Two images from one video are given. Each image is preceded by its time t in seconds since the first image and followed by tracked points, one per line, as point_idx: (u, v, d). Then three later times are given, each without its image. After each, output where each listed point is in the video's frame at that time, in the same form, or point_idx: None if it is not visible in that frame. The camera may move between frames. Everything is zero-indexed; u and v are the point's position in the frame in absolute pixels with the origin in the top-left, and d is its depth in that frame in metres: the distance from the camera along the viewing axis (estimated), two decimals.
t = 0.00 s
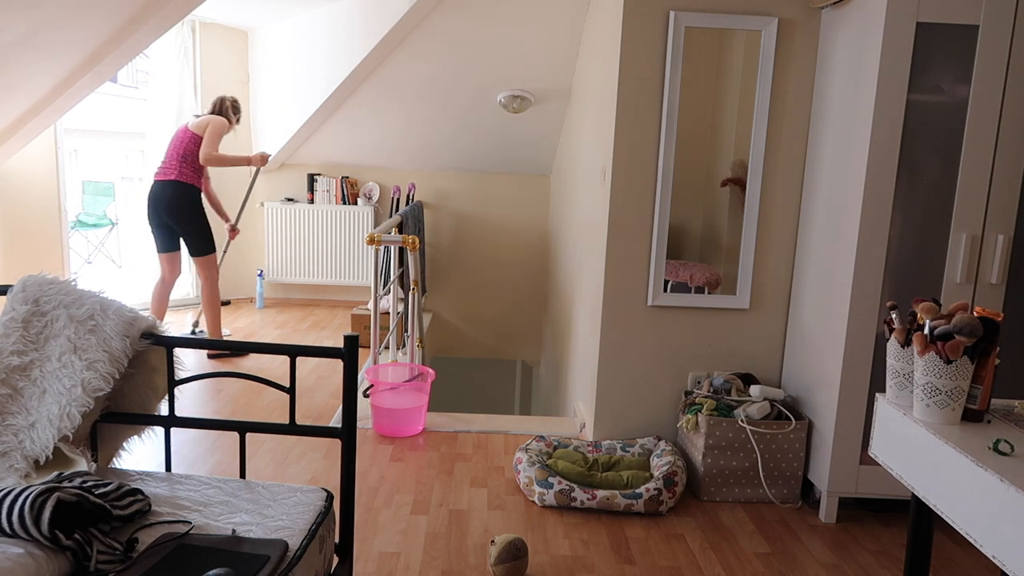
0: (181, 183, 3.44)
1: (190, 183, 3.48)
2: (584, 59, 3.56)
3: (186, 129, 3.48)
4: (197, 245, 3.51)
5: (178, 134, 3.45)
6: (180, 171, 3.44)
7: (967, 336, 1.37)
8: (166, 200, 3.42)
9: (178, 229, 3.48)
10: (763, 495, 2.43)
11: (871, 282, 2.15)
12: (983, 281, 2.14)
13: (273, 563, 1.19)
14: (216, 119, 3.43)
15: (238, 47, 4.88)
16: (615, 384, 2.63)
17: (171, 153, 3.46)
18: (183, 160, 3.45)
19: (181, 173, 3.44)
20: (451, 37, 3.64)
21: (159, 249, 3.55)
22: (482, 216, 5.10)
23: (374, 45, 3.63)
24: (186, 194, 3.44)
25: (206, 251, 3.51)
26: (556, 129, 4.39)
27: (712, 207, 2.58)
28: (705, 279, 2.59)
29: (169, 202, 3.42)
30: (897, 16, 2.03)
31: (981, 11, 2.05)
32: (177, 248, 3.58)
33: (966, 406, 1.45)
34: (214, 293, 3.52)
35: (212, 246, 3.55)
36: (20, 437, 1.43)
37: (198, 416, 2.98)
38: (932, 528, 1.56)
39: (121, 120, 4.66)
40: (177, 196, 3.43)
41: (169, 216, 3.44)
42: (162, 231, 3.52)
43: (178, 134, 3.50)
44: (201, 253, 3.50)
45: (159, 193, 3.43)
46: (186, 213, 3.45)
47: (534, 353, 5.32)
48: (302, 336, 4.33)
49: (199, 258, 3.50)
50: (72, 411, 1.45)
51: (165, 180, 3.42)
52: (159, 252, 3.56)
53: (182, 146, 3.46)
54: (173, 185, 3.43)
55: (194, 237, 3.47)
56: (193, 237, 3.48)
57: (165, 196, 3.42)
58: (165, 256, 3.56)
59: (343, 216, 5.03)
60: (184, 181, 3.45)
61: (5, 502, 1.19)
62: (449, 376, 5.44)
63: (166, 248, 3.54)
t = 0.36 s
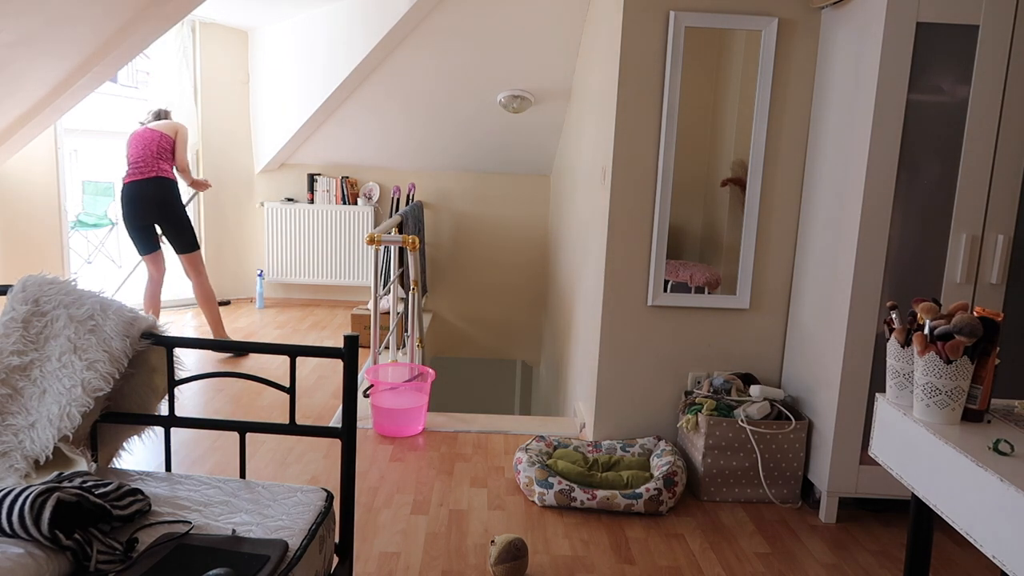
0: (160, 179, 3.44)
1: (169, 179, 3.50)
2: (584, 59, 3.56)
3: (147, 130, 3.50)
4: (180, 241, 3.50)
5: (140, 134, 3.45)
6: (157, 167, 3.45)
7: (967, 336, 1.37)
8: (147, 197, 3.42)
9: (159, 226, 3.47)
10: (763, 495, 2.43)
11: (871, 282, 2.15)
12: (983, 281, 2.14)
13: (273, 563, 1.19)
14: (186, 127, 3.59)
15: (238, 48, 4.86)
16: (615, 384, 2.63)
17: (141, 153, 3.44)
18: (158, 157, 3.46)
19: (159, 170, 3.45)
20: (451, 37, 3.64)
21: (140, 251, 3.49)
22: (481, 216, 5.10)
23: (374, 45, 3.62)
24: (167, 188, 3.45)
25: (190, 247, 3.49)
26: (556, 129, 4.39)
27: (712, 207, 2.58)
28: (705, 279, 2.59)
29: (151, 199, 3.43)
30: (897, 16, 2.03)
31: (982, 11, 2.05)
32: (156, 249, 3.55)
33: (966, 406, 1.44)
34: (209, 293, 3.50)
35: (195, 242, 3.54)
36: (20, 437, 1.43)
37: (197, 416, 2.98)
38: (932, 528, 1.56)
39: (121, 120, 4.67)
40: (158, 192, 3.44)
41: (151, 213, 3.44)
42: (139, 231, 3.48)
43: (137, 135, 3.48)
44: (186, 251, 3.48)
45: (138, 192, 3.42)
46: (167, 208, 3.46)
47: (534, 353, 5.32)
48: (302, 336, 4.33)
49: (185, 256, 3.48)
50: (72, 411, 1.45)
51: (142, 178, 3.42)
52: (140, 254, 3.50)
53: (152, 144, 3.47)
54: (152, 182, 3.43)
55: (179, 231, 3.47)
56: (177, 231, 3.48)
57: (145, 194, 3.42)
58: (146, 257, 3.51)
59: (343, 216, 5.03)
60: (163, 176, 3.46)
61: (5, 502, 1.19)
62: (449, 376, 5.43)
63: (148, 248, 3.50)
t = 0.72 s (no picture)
0: (162, 176, 3.45)
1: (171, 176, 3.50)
2: (584, 59, 3.56)
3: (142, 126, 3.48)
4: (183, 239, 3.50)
5: (135, 130, 3.43)
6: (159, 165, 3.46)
7: (967, 336, 1.37)
8: (150, 195, 3.42)
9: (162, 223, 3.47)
10: (763, 495, 2.43)
11: (871, 282, 2.15)
12: (983, 280, 2.14)
13: (272, 563, 1.19)
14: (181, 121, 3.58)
15: (237, 49, 4.86)
16: (615, 384, 2.63)
17: (140, 152, 3.44)
18: (159, 155, 3.47)
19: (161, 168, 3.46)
20: (450, 37, 3.64)
21: (141, 250, 3.47)
22: (481, 216, 5.10)
23: (374, 45, 3.62)
24: (169, 186, 3.45)
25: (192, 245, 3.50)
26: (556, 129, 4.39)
27: (712, 207, 2.58)
28: (705, 279, 2.59)
29: (153, 197, 3.43)
30: (897, 16, 2.03)
31: (982, 11, 2.05)
32: (156, 247, 3.53)
33: (966, 406, 1.44)
34: (206, 292, 3.50)
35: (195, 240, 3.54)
36: (20, 437, 1.43)
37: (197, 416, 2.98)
38: (931, 528, 1.56)
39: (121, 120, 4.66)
40: (161, 190, 3.44)
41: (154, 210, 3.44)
42: (140, 230, 3.47)
43: (134, 132, 3.46)
44: (186, 249, 3.47)
45: (141, 190, 3.42)
46: (170, 206, 3.46)
47: (534, 353, 5.32)
48: (302, 336, 4.33)
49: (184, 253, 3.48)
50: (72, 411, 1.45)
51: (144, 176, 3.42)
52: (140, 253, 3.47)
53: (153, 143, 3.46)
54: (158, 180, 3.44)
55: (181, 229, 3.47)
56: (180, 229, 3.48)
57: (147, 193, 3.42)
58: (146, 256, 3.48)
59: (343, 216, 5.03)
60: (165, 174, 3.46)
61: (5, 502, 1.19)
62: (449, 376, 5.43)
63: (149, 248, 3.48)
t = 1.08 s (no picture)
0: (170, 184, 3.37)
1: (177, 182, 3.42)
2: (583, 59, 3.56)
3: (162, 126, 3.39)
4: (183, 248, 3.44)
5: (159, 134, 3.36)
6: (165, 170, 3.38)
7: (967, 336, 1.37)
8: (153, 202, 3.35)
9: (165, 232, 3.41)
10: (763, 495, 2.43)
11: (871, 282, 2.15)
12: (983, 280, 2.14)
13: (272, 563, 1.19)
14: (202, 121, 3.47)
15: (237, 49, 4.87)
16: (615, 384, 2.63)
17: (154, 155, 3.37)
18: (168, 159, 3.38)
19: (167, 173, 3.37)
20: (451, 37, 3.64)
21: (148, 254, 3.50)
22: (481, 216, 5.10)
23: (374, 45, 3.62)
24: (173, 192, 3.36)
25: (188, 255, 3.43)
26: (556, 129, 4.39)
27: (712, 207, 2.58)
28: (705, 279, 2.59)
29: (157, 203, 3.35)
30: (897, 16, 2.03)
31: (982, 11, 2.05)
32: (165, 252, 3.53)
33: (966, 406, 1.44)
34: (186, 299, 3.44)
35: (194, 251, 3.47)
36: (20, 437, 1.43)
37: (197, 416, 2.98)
38: (932, 528, 1.56)
39: (122, 121, 4.68)
40: (165, 197, 3.37)
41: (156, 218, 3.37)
42: (149, 235, 3.47)
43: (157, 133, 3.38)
44: (181, 258, 3.42)
45: (145, 196, 3.36)
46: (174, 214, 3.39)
47: (534, 353, 5.32)
48: (302, 336, 4.33)
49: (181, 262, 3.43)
50: (72, 411, 1.45)
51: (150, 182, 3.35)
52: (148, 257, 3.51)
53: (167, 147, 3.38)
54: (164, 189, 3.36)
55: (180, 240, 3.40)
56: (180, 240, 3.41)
57: (154, 200, 3.35)
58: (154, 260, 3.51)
59: (343, 216, 5.03)
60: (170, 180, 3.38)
61: (5, 502, 1.19)
62: (449, 376, 5.43)
63: (154, 252, 3.49)
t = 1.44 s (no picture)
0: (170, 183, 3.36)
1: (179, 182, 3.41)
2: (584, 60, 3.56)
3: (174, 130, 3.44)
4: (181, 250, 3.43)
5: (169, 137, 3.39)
6: (165, 170, 3.36)
7: (967, 336, 1.38)
8: (152, 202, 3.33)
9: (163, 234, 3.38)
10: (763, 495, 2.43)
11: (871, 282, 2.15)
12: (983, 280, 2.14)
13: (272, 563, 1.19)
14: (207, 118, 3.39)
15: (238, 49, 4.87)
16: (615, 384, 2.63)
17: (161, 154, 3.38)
18: (171, 158, 3.37)
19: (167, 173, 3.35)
20: (451, 37, 3.64)
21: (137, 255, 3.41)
22: (481, 217, 5.10)
23: (374, 45, 3.62)
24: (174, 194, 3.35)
25: (185, 258, 3.42)
26: (556, 129, 4.39)
27: (712, 207, 2.58)
28: (705, 279, 2.59)
29: (156, 204, 3.33)
30: (897, 16, 2.03)
31: (982, 11, 2.05)
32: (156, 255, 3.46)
33: (966, 406, 1.44)
34: (183, 299, 3.45)
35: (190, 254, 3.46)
36: (20, 437, 1.43)
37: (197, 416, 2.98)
38: (932, 528, 1.56)
39: (121, 121, 4.66)
40: (165, 197, 3.35)
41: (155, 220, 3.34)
42: (144, 237, 3.40)
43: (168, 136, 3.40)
44: (178, 261, 3.40)
45: (145, 195, 3.34)
46: (174, 215, 3.37)
47: (534, 353, 5.32)
48: (302, 337, 4.33)
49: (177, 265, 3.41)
50: (72, 411, 1.45)
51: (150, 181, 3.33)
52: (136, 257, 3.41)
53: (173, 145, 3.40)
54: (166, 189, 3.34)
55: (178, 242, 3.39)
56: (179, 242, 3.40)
57: (154, 199, 3.33)
58: (144, 262, 3.42)
59: (343, 216, 5.03)
60: (171, 180, 3.36)
61: (5, 502, 1.19)
62: (449, 376, 5.42)
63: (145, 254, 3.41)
